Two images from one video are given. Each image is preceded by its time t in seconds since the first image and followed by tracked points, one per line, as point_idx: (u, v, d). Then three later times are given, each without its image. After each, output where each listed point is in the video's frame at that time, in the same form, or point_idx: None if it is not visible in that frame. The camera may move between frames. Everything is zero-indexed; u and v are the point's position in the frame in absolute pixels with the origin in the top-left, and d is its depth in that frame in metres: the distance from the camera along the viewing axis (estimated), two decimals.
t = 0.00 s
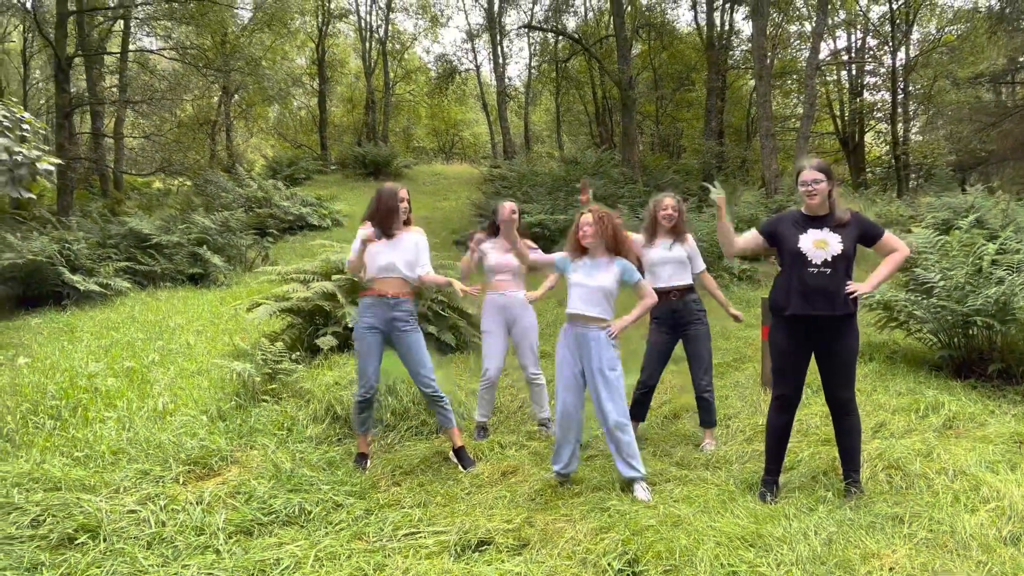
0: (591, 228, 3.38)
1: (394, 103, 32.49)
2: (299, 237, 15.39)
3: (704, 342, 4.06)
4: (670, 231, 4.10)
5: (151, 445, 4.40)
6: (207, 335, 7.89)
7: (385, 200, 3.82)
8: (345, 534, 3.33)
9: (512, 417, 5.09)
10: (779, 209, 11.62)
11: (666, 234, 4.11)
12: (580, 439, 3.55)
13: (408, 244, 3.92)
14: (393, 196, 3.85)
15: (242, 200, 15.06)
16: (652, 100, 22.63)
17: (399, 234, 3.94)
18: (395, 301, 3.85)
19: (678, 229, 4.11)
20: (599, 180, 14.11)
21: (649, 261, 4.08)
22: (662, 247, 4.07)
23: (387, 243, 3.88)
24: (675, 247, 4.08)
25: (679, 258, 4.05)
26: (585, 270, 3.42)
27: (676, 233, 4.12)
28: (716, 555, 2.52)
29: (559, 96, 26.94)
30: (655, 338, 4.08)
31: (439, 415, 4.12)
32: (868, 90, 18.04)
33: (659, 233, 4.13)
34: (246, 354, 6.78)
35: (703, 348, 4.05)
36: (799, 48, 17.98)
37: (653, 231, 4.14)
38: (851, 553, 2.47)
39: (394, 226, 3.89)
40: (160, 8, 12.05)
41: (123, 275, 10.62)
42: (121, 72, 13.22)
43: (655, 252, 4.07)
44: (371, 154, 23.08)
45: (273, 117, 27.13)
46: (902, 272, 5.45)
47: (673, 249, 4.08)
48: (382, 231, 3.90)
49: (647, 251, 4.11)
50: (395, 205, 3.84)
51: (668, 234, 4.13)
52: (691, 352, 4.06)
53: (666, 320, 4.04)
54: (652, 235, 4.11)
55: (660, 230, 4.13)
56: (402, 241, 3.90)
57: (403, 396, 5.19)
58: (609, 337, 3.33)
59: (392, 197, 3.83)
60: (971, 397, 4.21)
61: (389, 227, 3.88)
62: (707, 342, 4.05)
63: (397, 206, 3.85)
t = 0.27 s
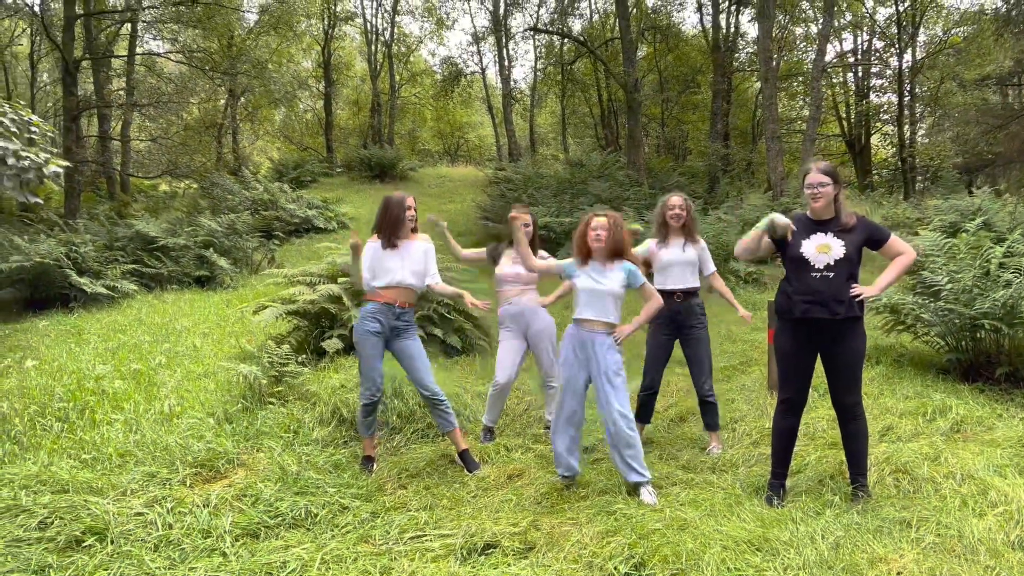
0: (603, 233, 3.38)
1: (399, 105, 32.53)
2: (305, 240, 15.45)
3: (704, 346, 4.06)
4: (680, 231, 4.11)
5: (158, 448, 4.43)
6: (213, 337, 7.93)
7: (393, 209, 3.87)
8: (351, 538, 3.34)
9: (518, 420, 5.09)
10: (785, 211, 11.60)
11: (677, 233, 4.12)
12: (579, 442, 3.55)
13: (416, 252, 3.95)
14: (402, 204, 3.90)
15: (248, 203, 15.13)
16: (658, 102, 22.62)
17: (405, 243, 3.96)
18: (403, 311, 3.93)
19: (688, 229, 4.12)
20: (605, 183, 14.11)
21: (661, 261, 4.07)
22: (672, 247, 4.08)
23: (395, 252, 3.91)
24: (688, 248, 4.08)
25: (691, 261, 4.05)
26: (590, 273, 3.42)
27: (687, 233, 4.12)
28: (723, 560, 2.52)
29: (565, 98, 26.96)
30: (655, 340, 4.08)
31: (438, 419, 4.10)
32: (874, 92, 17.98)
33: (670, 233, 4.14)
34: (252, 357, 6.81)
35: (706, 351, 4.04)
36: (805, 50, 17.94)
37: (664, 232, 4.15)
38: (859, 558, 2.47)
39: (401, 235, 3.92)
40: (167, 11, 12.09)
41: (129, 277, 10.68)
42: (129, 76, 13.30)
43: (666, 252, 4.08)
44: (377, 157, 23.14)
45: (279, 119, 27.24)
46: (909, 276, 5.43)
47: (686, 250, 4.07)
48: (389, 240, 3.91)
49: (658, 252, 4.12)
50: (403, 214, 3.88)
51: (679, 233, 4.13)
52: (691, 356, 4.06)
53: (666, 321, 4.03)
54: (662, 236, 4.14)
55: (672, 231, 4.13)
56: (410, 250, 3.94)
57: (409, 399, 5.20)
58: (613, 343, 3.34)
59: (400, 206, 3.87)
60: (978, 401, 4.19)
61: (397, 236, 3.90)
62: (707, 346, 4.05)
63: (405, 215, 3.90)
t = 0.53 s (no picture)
0: (614, 233, 3.38)
1: (404, 107, 32.60)
2: (310, 241, 15.49)
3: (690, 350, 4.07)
4: (680, 237, 4.13)
5: (163, 449, 4.45)
6: (219, 338, 7.96)
7: (400, 206, 3.84)
8: (356, 539, 3.35)
9: (520, 423, 5.09)
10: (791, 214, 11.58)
11: (677, 239, 4.14)
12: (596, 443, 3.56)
13: (426, 247, 3.96)
14: (410, 201, 3.86)
15: (253, 205, 15.18)
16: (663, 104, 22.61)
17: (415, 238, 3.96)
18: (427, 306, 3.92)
19: (689, 235, 4.13)
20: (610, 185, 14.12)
21: (659, 266, 4.12)
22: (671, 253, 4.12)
23: (406, 246, 3.90)
24: (687, 256, 4.11)
25: (687, 270, 4.09)
26: (597, 274, 3.43)
27: (687, 240, 4.14)
28: (728, 562, 2.53)
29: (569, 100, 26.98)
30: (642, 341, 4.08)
31: (456, 420, 4.13)
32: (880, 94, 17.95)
33: (670, 239, 4.16)
34: (257, 358, 6.83)
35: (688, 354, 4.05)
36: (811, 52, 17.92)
37: (665, 237, 4.17)
38: (864, 561, 2.47)
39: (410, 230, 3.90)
40: (173, 14, 12.15)
41: (135, 278, 10.74)
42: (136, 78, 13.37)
43: (665, 258, 4.12)
44: (382, 159, 23.19)
45: (285, 121, 27.33)
46: (915, 278, 5.42)
47: (684, 259, 4.10)
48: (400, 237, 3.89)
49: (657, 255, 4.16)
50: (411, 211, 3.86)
51: (680, 241, 4.15)
52: (676, 359, 4.08)
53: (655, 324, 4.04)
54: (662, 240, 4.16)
55: (673, 236, 4.15)
56: (419, 247, 3.93)
57: (413, 400, 5.21)
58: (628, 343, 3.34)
59: (408, 203, 3.84)
60: (984, 404, 4.18)
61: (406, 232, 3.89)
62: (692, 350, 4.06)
63: (414, 211, 3.89)
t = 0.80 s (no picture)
0: (616, 239, 3.39)
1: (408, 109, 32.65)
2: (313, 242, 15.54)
3: (709, 351, 4.08)
4: (686, 235, 4.12)
5: (166, 449, 4.47)
6: (223, 339, 7.99)
7: (411, 214, 3.84)
8: (359, 539, 3.36)
9: (524, 425, 5.09)
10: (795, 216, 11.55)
11: (682, 237, 4.13)
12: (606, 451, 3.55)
13: (437, 256, 4.01)
14: (421, 209, 3.86)
15: (256, 206, 15.22)
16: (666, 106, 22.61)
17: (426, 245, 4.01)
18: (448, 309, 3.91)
19: (694, 232, 4.12)
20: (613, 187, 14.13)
21: (664, 265, 4.10)
22: (677, 250, 4.10)
23: (417, 256, 3.95)
24: (689, 252, 4.10)
25: (691, 266, 4.06)
26: (605, 280, 3.45)
27: (692, 237, 4.13)
28: (731, 564, 2.53)
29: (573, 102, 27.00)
30: (658, 343, 4.09)
31: (468, 424, 4.14)
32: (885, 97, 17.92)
33: (675, 237, 4.15)
34: (261, 359, 6.85)
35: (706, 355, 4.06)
36: (815, 54, 17.90)
37: (669, 235, 4.16)
38: (867, 564, 2.47)
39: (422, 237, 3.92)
40: (178, 15, 12.20)
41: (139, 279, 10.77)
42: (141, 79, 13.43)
43: (669, 255, 4.11)
44: (386, 160, 23.22)
45: (289, 122, 27.42)
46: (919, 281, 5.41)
47: (687, 256, 4.08)
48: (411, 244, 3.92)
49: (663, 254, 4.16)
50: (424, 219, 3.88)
51: (685, 238, 4.15)
52: (694, 359, 4.08)
53: (671, 325, 4.05)
54: (667, 237, 4.16)
55: (677, 234, 4.15)
56: (431, 255, 4.00)
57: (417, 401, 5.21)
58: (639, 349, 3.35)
59: (420, 211, 3.84)
60: (988, 408, 4.16)
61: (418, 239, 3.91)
62: (710, 351, 4.07)
63: (425, 219, 3.89)
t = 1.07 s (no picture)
0: (615, 235, 3.39)
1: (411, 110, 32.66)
2: (316, 242, 15.56)
3: (716, 352, 4.06)
4: (692, 235, 4.12)
5: (168, 448, 4.48)
6: (225, 339, 8.00)
7: (410, 202, 3.86)
8: (361, 538, 3.37)
9: (528, 424, 5.10)
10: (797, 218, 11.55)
11: (689, 237, 4.13)
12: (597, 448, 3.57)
13: (438, 244, 3.99)
14: (421, 198, 3.89)
15: (259, 206, 15.24)
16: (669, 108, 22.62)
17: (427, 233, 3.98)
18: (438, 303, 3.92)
19: (700, 233, 4.12)
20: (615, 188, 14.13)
21: (673, 265, 4.10)
22: (684, 250, 4.10)
23: (418, 244, 3.93)
24: (700, 252, 4.10)
25: (703, 265, 4.06)
26: (607, 276, 3.45)
27: (700, 237, 4.13)
28: (732, 564, 2.53)
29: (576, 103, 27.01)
30: (668, 345, 4.10)
31: (463, 420, 4.15)
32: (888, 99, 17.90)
33: (683, 238, 4.14)
34: (263, 358, 6.86)
35: (716, 354, 4.05)
36: (817, 57, 17.88)
37: (676, 237, 4.15)
38: (868, 565, 2.47)
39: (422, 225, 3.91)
40: (181, 16, 12.24)
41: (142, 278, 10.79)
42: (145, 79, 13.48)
43: (678, 255, 4.10)
44: (388, 161, 23.24)
45: (292, 123, 27.47)
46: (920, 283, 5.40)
47: (699, 255, 4.08)
48: (411, 233, 3.91)
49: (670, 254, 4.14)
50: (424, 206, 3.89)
51: (693, 239, 4.15)
52: (704, 361, 4.07)
53: (681, 326, 4.04)
54: (674, 238, 4.15)
55: (684, 235, 4.14)
56: (431, 243, 3.96)
57: (419, 401, 5.22)
58: (632, 346, 3.37)
59: (419, 199, 3.87)
60: (990, 410, 4.16)
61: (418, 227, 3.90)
62: (719, 353, 4.05)
63: (425, 207, 3.90)
